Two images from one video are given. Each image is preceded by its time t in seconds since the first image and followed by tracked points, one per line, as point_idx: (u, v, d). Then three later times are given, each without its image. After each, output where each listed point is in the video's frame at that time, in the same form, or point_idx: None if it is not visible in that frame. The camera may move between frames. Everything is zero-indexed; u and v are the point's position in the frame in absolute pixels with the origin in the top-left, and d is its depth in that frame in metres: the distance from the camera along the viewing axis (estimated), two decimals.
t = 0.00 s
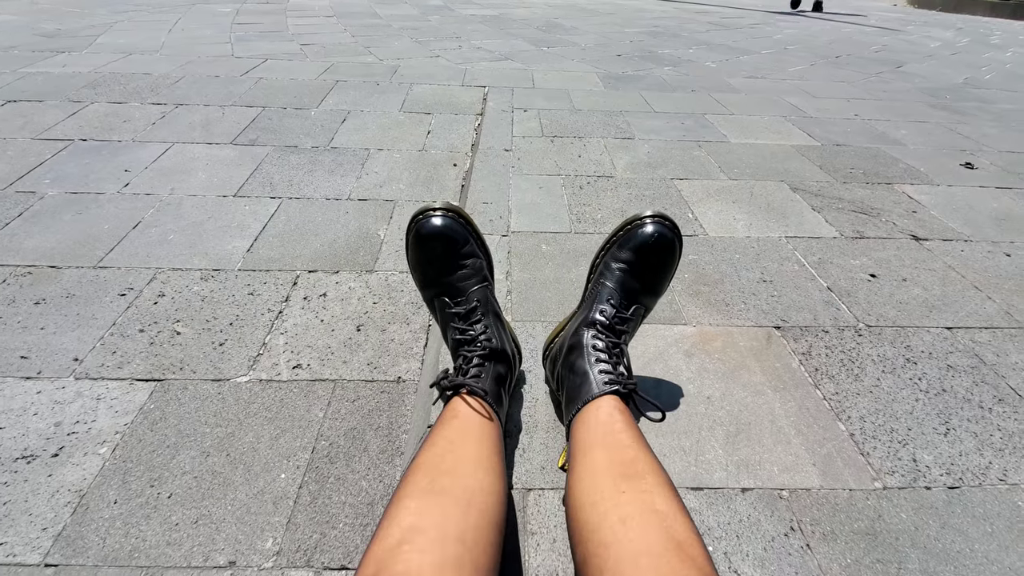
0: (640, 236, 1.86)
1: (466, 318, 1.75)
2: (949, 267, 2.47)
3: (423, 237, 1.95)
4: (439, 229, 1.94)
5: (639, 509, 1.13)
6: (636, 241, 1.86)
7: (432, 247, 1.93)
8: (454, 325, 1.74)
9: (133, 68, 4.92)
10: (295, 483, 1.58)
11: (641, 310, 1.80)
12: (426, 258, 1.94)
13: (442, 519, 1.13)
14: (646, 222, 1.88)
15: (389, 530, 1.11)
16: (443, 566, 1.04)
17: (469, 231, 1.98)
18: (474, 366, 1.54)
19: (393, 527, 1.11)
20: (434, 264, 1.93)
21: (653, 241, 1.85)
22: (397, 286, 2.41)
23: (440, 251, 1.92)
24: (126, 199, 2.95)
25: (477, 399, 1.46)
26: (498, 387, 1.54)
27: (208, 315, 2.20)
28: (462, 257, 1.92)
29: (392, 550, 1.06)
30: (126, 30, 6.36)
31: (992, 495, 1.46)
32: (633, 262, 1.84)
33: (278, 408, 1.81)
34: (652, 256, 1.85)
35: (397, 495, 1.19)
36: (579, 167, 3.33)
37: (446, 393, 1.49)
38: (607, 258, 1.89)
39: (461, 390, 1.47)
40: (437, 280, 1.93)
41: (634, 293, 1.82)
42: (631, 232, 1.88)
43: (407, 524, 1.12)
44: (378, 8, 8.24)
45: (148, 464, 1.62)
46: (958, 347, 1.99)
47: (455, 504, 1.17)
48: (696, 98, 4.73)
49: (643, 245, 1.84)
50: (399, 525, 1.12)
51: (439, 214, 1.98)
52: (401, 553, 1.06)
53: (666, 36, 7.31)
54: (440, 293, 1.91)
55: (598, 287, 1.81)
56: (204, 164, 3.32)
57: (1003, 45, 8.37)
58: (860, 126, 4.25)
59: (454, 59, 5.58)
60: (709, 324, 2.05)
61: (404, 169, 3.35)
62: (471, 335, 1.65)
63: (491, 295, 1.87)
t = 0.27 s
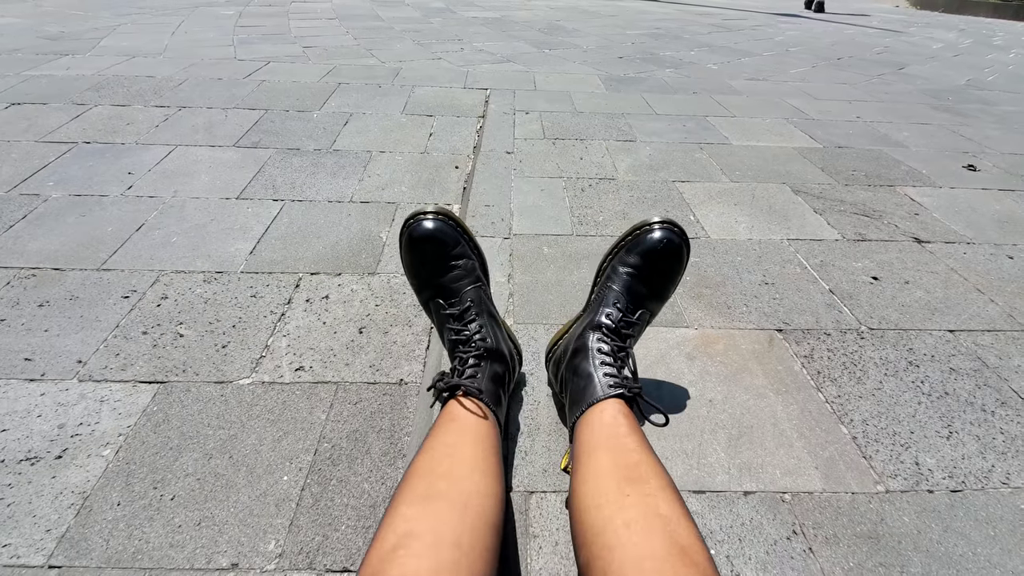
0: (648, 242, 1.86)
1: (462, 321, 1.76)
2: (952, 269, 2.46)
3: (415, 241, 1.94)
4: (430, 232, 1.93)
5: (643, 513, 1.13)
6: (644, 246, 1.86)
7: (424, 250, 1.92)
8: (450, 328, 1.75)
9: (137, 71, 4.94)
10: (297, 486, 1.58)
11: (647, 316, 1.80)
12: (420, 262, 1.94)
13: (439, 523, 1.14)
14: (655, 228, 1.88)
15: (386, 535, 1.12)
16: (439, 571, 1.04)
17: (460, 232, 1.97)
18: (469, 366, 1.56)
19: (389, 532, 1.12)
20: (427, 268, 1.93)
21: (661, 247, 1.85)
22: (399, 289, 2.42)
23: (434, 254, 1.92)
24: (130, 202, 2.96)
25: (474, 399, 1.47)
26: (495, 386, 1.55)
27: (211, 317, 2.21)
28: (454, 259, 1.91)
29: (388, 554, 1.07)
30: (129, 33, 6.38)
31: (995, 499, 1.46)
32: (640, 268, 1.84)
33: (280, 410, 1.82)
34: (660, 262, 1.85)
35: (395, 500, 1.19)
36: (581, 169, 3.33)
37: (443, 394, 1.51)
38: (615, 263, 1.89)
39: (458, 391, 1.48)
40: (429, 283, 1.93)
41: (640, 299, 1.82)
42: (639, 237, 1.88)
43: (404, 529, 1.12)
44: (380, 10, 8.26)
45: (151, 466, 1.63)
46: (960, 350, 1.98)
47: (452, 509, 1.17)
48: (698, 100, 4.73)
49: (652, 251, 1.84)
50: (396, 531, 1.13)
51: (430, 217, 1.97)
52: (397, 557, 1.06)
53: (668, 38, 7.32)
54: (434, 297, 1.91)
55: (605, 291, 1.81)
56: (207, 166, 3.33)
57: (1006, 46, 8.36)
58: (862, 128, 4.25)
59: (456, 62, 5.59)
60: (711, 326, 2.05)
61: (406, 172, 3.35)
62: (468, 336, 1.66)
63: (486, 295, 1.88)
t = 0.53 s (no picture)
0: (614, 228, 1.89)
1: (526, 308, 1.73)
2: (953, 272, 2.46)
3: (529, 225, 1.91)
4: (548, 220, 1.90)
5: (625, 515, 1.14)
6: (612, 233, 1.89)
7: (534, 235, 1.90)
8: (512, 307, 1.72)
9: (140, 73, 4.96)
10: (299, 488, 1.59)
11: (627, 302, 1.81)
12: (519, 244, 1.92)
13: (484, 523, 1.14)
14: (619, 215, 1.92)
15: (432, 533, 1.11)
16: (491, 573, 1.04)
17: (573, 232, 1.94)
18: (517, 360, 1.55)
19: (436, 532, 1.11)
20: (523, 250, 1.91)
21: (627, 231, 1.88)
22: (401, 290, 2.42)
23: (541, 243, 1.90)
24: (132, 204, 2.97)
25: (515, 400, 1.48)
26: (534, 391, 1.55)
27: (213, 319, 2.21)
28: (550, 253, 1.89)
29: (437, 554, 1.07)
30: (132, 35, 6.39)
31: (997, 502, 1.46)
32: (613, 255, 1.87)
33: (282, 412, 1.82)
34: (630, 247, 1.88)
35: (436, 499, 1.19)
36: (582, 171, 3.33)
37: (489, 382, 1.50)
38: (587, 253, 1.91)
39: (505, 386, 1.48)
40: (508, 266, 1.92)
41: (618, 286, 1.84)
42: (607, 224, 1.92)
43: (451, 528, 1.12)
44: (382, 12, 8.28)
45: (154, 467, 1.63)
46: (962, 352, 1.98)
47: (497, 509, 1.17)
48: (699, 102, 4.74)
49: (619, 237, 1.88)
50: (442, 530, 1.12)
51: (548, 207, 1.94)
52: (447, 557, 1.06)
53: (669, 39, 7.33)
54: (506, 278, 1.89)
55: (582, 282, 1.83)
56: (210, 168, 3.34)
57: (1007, 48, 8.34)
58: (863, 130, 4.24)
59: (457, 64, 5.60)
60: (712, 328, 2.05)
61: (408, 173, 3.36)
62: (524, 328, 1.63)
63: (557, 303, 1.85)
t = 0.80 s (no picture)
0: (648, 245, 1.86)
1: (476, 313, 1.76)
2: (953, 272, 2.45)
3: (442, 231, 1.96)
4: (457, 223, 1.96)
5: (639, 519, 1.13)
6: (644, 249, 1.85)
7: (449, 241, 1.95)
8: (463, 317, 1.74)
9: (139, 74, 4.95)
10: (295, 490, 1.58)
11: (644, 320, 1.78)
12: (444, 255, 1.95)
13: (458, 528, 1.13)
14: (654, 231, 1.88)
15: (406, 538, 1.10)
16: None
17: (486, 228, 2.00)
18: (482, 363, 1.55)
19: (410, 536, 1.10)
20: (453, 259, 1.94)
21: (659, 249, 1.84)
22: (399, 291, 2.41)
23: (459, 246, 1.94)
24: (130, 205, 2.96)
25: (485, 400, 1.46)
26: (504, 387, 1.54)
27: (210, 320, 2.20)
28: (476, 253, 1.94)
29: (409, 559, 1.06)
30: (131, 37, 6.39)
31: (998, 504, 1.45)
32: (638, 270, 1.84)
33: (278, 413, 1.81)
34: (659, 265, 1.84)
35: (412, 502, 1.18)
36: (581, 172, 3.33)
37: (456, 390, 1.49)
38: (613, 264, 1.88)
39: (470, 389, 1.46)
40: (449, 276, 1.94)
41: (637, 300, 1.81)
42: (640, 239, 1.88)
43: (423, 532, 1.11)
44: (381, 14, 8.27)
45: (149, 470, 1.62)
46: (962, 353, 1.97)
47: (472, 514, 1.17)
48: (698, 102, 4.73)
49: (650, 254, 1.84)
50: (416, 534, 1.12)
51: (456, 210, 2.00)
52: (418, 562, 1.05)
53: (669, 40, 7.32)
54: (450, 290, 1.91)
55: (603, 293, 1.80)
56: (208, 169, 3.33)
57: (1007, 48, 8.33)
58: (863, 131, 4.24)
59: (456, 65, 5.60)
60: (710, 330, 2.05)
61: (406, 174, 3.35)
62: (480, 330, 1.65)
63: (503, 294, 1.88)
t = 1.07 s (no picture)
0: (595, 227, 1.85)
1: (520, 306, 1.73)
2: (956, 270, 2.44)
3: (508, 221, 1.91)
4: (528, 215, 1.90)
5: (609, 517, 1.12)
6: (592, 232, 1.85)
7: (517, 231, 1.89)
8: (504, 306, 1.71)
9: (139, 73, 4.95)
10: (295, 488, 1.57)
11: (613, 300, 1.78)
12: (501, 242, 1.91)
13: (487, 528, 1.11)
14: (599, 211, 1.87)
15: (437, 537, 1.09)
16: None
17: (556, 224, 1.94)
18: (514, 359, 1.53)
19: (439, 535, 1.09)
20: (507, 248, 1.90)
21: (607, 229, 1.84)
22: (400, 289, 2.41)
23: (523, 239, 1.89)
24: (130, 203, 2.95)
25: (514, 399, 1.46)
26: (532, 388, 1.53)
27: (211, 318, 2.20)
28: (537, 249, 1.89)
29: (440, 559, 1.05)
30: (131, 35, 6.39)
31: (1004, 502, 1.44)
32: (596, 253, 1.83)
33: (279, 411, 1.80)
34: (614, 243, 1.84)
35: (439, 502, 1.16)
36: (582, 170, 3.32)
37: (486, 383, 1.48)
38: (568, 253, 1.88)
39: (502, 386, 1.46)
40: (497, 265, 1.90)
41: (602, 285, 1.81)
42: (587, 222, 1.87)
43: (454, 531, 1.10)
44: (382, 13, 8.27)
45: (149, 468, 1.61)
46: (966, 351, 1.96)
47: (501, 513, 1.15)
48: (700, 101, 4.72)
49: (600, 235, 1.83)
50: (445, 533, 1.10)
51: (526, 202, 1.94)
52: (450, 562, 1.04)
53: (669, 39, 7.32)
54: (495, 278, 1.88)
55: (566, 284, 1.80)
56: (208, 168, 3.33)
57: (1008, 48, 8.33)
58: (864, 129, 4.23)
59: (457, 64, 5.59)
60: (713, 327, 2.04)
61: (407, 173, 3.34)
62: (519, 326, 1.63)
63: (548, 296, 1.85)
